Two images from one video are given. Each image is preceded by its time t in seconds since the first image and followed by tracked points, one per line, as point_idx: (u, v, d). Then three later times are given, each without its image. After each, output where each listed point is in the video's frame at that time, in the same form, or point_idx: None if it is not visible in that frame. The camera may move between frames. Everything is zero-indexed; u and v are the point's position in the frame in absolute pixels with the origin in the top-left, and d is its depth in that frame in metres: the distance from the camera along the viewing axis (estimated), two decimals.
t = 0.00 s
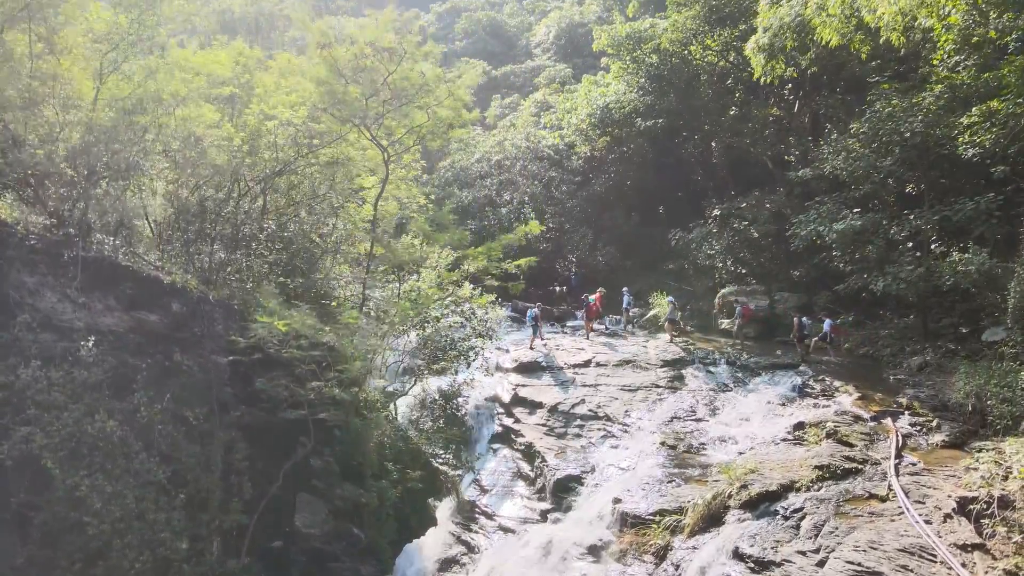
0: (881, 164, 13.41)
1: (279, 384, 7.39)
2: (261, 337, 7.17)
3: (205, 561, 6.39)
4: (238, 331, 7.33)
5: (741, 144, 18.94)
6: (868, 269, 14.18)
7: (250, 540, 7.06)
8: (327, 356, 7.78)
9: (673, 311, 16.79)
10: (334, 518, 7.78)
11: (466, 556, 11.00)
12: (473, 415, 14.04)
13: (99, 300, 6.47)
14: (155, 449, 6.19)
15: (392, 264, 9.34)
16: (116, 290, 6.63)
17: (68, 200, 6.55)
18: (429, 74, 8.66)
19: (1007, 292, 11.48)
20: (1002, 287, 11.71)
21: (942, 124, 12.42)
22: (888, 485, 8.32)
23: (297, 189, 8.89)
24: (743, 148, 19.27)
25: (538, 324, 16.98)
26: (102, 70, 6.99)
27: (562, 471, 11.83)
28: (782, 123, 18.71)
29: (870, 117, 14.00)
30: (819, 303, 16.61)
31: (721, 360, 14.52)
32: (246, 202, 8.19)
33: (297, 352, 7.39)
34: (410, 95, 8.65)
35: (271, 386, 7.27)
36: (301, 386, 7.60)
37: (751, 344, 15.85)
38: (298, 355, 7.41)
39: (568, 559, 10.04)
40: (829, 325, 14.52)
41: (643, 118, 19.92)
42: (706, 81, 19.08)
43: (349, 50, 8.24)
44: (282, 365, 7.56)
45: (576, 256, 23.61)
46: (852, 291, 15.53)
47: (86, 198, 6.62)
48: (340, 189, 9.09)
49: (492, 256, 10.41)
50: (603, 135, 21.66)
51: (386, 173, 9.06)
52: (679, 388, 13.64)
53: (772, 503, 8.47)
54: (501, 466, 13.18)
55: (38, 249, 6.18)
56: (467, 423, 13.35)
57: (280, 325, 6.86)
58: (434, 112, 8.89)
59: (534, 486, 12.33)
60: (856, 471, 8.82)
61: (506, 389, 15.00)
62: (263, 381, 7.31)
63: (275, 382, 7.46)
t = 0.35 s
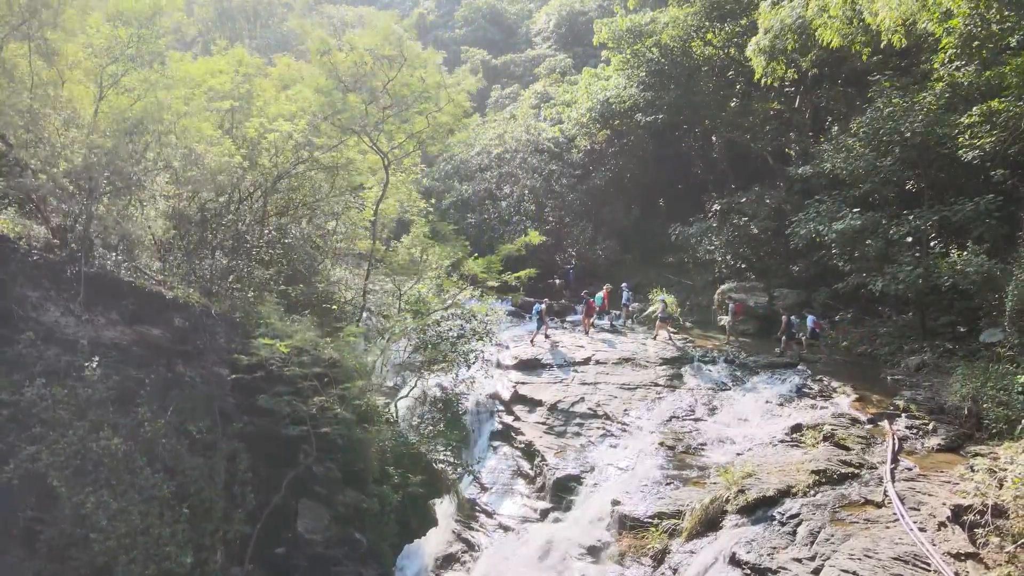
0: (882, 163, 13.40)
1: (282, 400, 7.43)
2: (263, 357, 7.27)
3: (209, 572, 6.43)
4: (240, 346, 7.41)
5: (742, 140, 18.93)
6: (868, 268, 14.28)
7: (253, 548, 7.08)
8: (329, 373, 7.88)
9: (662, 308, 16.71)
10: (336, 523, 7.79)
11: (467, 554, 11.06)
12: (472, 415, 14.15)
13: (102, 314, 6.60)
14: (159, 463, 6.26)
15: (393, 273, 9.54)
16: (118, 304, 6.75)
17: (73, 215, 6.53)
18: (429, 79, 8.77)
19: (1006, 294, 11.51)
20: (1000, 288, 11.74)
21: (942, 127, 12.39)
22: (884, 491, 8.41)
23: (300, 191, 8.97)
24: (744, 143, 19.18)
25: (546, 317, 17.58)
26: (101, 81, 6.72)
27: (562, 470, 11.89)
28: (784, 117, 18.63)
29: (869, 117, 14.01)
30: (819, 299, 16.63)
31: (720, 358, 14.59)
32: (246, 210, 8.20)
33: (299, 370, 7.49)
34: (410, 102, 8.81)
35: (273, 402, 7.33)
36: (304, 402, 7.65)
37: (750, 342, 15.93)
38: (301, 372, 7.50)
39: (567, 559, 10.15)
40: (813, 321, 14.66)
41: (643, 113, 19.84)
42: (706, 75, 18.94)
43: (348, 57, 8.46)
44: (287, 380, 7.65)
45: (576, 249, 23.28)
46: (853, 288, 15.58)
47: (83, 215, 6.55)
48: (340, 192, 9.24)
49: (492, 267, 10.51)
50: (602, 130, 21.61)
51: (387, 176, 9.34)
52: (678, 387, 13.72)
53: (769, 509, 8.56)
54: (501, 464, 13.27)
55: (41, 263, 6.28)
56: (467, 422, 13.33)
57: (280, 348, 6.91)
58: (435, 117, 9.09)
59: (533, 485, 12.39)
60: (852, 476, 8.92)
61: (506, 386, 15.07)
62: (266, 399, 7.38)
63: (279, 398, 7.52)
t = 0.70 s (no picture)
0: (882, 163, 13.41)
1: (284, 413, 7.40)
2: (265, 372, 7.31)
3: None
4: (242, 358, 7.51)
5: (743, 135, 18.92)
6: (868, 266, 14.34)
7: (257, 554, 7.14)
8: (331, 387, 7.86)
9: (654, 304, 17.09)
10: (339, 527, 7.84)
11: (467, 551, 11.22)
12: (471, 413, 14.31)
13: (105, 327, 6.63)
14: (163, 475, 6.33)
15: (392, 279, 9.44)
16: (122, 317, 6.79)
17: (74, 228, 6.55)
18: (428, 86, 8.85)
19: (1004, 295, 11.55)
20: (999, 289, 11.78)
21: (943, 129, 12.35)
22: (879, 495, 8.51)
23: (301, 193, 8.97)
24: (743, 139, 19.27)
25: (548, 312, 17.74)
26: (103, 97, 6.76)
27: (562, 469, 12.00)
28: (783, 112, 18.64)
29: (870, 117, 14.01)
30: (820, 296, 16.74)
31: (719, 356, 14.69)
32: (246, 218, 8.20)
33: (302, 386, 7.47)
34: (410, 108, 8.91)
35: (275, 417, 7.31)
36: (306, 415, 7.58)
37: (750, 339, 16.03)
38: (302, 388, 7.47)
39: (567, 559, 10.29)
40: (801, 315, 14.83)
41: (643, 108, 19.78)
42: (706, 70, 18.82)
43: (348, 63, 8.61)
44: (287, 397, 7.55)
45: (576, 243, 23.20)
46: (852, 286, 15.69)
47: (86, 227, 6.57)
48: (339, 194, 9.34)
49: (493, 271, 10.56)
50: (603, 124, 21.55)
51: (386, 183, 9.50)
52: (677, 385, 13.82)
53: (765, 513, 8.67)
54: (501, 462, 13.37)
55: (44, 277, 6.35)
56: (467, 420, 13.52)
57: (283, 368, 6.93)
58: (435, 122, 9.08)
59: (533, 483, 12.50)
60: (848, 480, 9.03)
61: (506, 384, 15.20)
62: (268, 412, 7.41)
63: (280, 412, 7.48)
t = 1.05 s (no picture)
0: (881, 163, 13.41)
1: (286, 428, 7.46)
2: (267, 384, 7.39)
3: None
4: (244, 371, 7.59)
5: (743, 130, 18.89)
6: (865, 265, 14.42)
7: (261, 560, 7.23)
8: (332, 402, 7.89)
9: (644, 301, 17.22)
10: (340, 531, 7.93)
11: (467, 548, 11.32)
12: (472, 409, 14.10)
13: (106, 338, 6.73)
14: (168, 487, 6.40)
15: (391, 282, 9.38)
16: (125, 331, 6.92)
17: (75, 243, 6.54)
18: (428, 93, 8.93)
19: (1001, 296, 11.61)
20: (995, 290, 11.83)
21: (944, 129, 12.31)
22: (874, 500, 8.61)
23: (303, 200, 9.03)
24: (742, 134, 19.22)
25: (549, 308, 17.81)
26: (102, 110, 7.23)
27: (561, 467, 12.05)
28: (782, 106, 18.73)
29: (869, 117, 14.02)
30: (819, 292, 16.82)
31: (718, 354, 14.81)
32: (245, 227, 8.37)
33: (303, 402, 7.48)
34: (409, 114, 8.99)
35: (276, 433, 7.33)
36: (308, 428, 7.65)
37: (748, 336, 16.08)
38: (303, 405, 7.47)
39: (565, 558, 10.39)
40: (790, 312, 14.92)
41: (642, 103, 19.76)
42: (706, 65, 18.77)
43: (348, 70, 8.67)
44: (288, 413, 7.64)
45: (576, 236, 23.26)
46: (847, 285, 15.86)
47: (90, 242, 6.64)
48: (339, 200, 9.41)
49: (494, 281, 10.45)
50: (602, 118, 21.53)
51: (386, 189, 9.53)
52: (675, 384, 13.94)
53: (761, 516, 8.78)
54: (501, 460, 13.33)
55: (47, 292, 6.51)
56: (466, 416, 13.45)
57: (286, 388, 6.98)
58: (435, 127, 9.23)
59: (533, 481, 12.56)
60: (844, 484, 9.15)
61: (506, 381, 15.27)
62: (273, 427, 7.45)
63: (283, 426, 7.53)
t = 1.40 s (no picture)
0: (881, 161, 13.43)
1: (287, 440, 7.48)
2: (268, 394, 7.46)
3: None
4: (247, 380, 7.64)
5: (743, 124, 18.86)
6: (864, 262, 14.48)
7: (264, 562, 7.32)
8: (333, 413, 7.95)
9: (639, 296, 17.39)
10: (341, 531, 7.99)
11: (467, 543, 11.42)
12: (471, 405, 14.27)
13: (110, 348, 6.76)
14: (171, 496, 6.49)
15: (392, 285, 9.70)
16: (129, 341, 6.94)
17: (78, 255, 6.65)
18: (427, 97, 9.03)
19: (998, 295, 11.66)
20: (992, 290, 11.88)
21: (944, 126, 12.28)
22: (868, 502, 8.71)
23: (304, 203, 9.31)
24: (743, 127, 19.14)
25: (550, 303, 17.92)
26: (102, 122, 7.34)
27: (561, 463, 12.04)
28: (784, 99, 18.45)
29: (869, 115, 14.04)
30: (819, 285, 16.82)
31: (716, 351, 14.93)
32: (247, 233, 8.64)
33: (304, 414, 7.52)
34: (409, 119, 9.04)
35: (279, 445, 7.42)
36: (309, 439, 7.70)
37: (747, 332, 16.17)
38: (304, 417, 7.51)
39: (564, 554, 10.43)
40: (782, 306, 15.08)
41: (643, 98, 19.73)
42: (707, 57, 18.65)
43: (348, 74, 8.81)
44: (291, 423, 7.65)
45: (575, 228, 23.51)
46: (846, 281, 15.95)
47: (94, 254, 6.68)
48: (340, 202, 9.59)
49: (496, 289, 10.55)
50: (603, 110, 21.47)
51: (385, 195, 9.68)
52: (673, 380, 14.06)
53: (757, 518, 8.89)
54: (502, 456, 13.34)
55: (51, 304, 6.54)
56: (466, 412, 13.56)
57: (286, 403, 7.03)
58: (435, 131, 9.26)
59: (532, 476, 12.60)
60: (839, 485, 9.26)
61: (506, 375, 15.30)
62: (275, 437, 7.51)
63: (284, 437, 7.59)
